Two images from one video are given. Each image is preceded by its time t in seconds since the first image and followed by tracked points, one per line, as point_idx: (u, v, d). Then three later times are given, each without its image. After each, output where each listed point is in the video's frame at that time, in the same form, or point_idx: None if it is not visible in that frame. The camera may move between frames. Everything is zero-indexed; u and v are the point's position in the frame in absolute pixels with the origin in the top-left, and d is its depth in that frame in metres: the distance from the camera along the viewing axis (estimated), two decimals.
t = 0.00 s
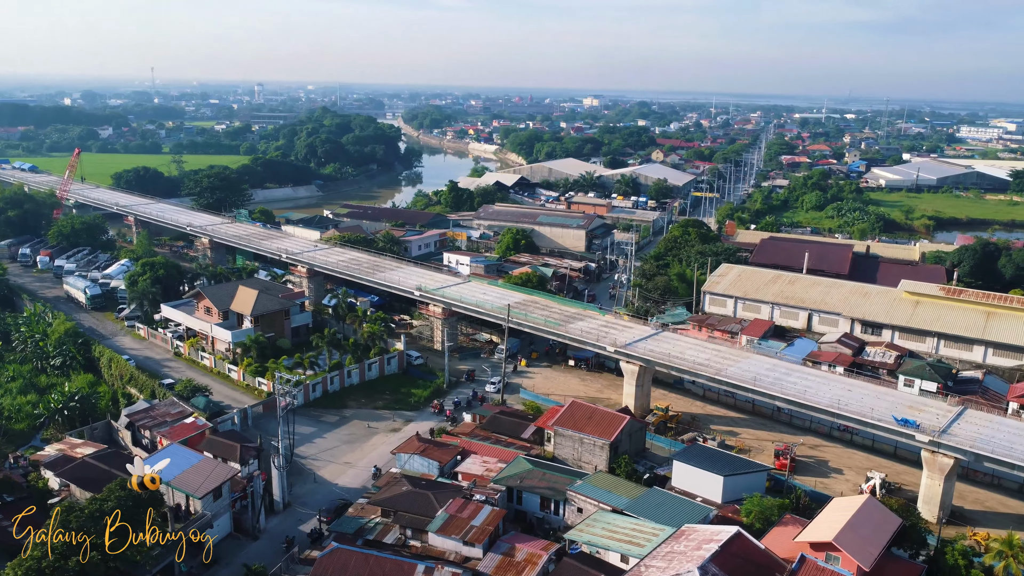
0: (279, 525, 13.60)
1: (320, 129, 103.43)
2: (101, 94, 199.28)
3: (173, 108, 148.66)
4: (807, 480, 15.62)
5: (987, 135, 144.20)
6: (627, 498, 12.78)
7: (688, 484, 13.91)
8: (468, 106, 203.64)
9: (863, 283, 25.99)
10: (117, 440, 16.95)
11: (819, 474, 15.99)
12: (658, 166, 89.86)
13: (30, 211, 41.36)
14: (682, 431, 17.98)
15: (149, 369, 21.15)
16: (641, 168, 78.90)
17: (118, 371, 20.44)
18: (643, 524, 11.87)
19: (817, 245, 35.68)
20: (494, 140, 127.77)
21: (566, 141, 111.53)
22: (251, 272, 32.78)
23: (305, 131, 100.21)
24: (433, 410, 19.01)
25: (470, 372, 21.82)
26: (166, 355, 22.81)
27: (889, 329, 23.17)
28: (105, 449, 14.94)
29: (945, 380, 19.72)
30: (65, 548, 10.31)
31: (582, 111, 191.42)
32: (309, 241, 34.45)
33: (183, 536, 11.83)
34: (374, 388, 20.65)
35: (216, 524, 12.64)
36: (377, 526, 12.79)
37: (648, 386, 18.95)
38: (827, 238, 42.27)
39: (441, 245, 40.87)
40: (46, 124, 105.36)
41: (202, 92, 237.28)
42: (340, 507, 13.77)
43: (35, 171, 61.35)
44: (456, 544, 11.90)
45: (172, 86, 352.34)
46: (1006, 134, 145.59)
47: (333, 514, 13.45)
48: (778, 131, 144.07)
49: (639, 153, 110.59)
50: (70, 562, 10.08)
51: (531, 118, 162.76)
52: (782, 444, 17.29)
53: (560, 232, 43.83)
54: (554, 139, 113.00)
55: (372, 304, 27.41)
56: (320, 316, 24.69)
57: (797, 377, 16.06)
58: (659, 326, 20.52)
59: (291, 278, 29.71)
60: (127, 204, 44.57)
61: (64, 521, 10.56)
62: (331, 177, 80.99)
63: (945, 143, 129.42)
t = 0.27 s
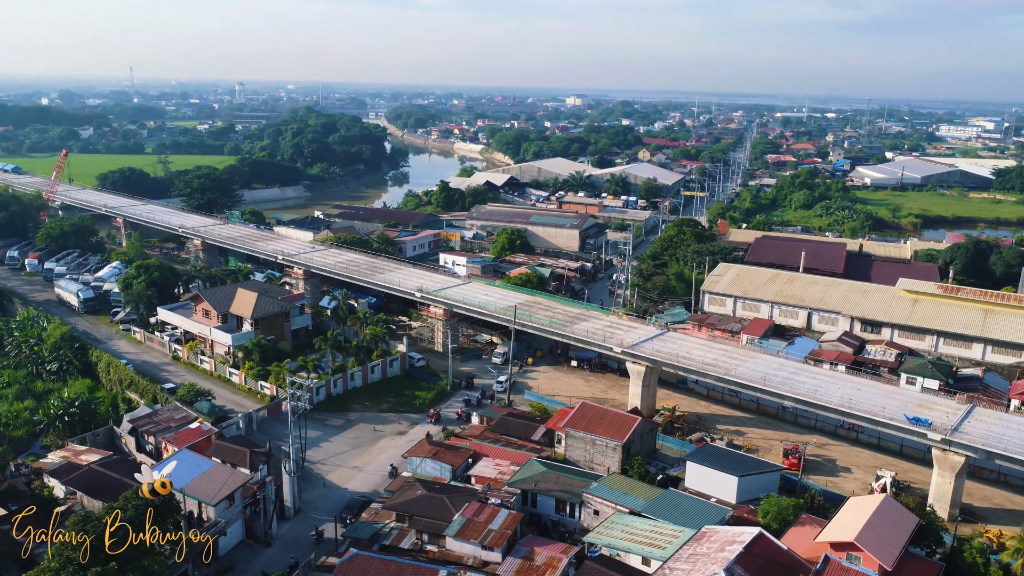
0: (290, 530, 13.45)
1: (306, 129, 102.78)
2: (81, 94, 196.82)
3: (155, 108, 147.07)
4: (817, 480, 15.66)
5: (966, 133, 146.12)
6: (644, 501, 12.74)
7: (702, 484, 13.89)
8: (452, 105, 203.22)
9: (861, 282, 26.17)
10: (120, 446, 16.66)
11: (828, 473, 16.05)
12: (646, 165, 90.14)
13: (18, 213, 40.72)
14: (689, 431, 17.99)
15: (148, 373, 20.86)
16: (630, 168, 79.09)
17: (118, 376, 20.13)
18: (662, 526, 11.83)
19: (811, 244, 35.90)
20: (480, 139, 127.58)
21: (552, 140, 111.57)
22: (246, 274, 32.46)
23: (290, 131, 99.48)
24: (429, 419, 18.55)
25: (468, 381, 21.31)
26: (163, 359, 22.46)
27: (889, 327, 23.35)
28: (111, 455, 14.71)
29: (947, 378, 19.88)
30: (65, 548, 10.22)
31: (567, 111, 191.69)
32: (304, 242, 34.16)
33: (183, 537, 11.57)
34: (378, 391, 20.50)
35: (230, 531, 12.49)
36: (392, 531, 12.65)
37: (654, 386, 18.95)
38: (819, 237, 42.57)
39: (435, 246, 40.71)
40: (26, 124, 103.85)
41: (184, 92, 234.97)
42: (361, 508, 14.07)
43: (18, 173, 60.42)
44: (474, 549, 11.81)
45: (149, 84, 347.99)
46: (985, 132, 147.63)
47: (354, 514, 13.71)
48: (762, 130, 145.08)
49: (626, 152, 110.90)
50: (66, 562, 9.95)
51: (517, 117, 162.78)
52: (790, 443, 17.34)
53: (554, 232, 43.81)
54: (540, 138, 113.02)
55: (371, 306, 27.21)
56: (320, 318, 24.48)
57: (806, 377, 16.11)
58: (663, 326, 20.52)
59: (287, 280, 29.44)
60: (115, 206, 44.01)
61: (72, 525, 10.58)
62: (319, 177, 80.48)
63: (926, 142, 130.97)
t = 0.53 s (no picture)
0: (301, 536, 13.27)
1: (289, 128, 101.97)
2: (56, 94, 193.73)
3: (133, 108, 145.06)
4: (824, 478, 15.73)
5: (944, 132, 148.19)
6: (659, 502, 12.70)
7: (713, 485, 13.89)
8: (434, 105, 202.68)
9: (856, 281, 26.40)
10: (121, 453, 16.39)
11: (834, 471, 16.14)
12: (632, 164, 90.47)
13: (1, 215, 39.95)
14: (694, 431, 18.02)
15: (145, 377, 20.53)
16: (617, 167, 79.29)
17: (114, 381, 19.80)
18: (680, 527, 11.80)
19: (802, 242, 36.18)
20: (463, 139, 127.29)
21: (536, 140, 111.62)
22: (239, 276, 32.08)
23: (272, 131, 98.58)
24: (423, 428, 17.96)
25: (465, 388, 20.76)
26: (159, 363, 22.13)
27: (886, 325, 23.58)
28: (115, 463, 14.44)
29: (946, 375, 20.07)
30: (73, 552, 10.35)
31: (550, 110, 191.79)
32: (296, 244, 33.85)
33: (183, 536, 10.98)
34: (379, 393, 20.33)
35: (241, 539, 12.28)
36: (406, 536, 12.54)
37: (658, 386, 18.96)
38: (807, 235, 42.92)
39: (427, 246, 40.55)
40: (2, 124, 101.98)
41: (162, 91, 232.12)
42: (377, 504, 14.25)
43: None
44: (491, 553, 11.73)
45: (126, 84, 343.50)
46: (961, 131, 149.80)
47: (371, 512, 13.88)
48: (744, 129, 146.19)
49: (610, 151, 111.25)
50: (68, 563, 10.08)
51: (500, 116, 162.70)
52: (794, 443, 17.41)
53: (545, 232, 43.82)
54: (524, 138, 113.04)
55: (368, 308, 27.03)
56: (317, 320, 24.24)
57: (812, 376, 16.20)
58: (665, 326, 20.55)
59: (281, 282, 29.17)
60: (101, 207, 43.36)
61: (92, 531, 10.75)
62: (304, 177, 79.84)
63: (904, 141, 132.76)
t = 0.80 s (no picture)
0: (313, 542, 13.11)
1: (271, 128, 100.96)
2: (29, 94, 190.11)
3: (110, 108, 142.76)
4: (831, 476, 15.84)
5: (921, 130, 150.26)
6: (673, 504, 12.70)
7: (725, 485, 13.92)
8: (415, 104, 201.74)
9: (850, 279, 26.66)
10: (122, 460, 16.13)
11: (840, 469, 16.25)
12: (617, 163, 90.68)
13: None
14: (699, 430, 18.07)
15: (141, 383, 20.21)
16: (603, 166, 79.37)
17: (111, 388, 19.47)
18: (697, 529, 11.80)
19: (792, 241, 36.47)
20: (446, 138, 126.84)
21: (520, 139, 111.45)
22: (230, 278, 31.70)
23: (254, 130, 97.50)
24: (419, 440, 17.41)
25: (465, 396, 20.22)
26: (155, 368, 21.79)
27: (882, 323, 23.82)
28: (118, 471, 14.21)
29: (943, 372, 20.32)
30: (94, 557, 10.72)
31: (532, 109, 191.62)
32: (288, 245, 33.51)
33: (184, 536, 10.77)
34: (381, 397, 20.17)
35: (253, 547, 12.09)
36: (421, 541, 12.43)
37: (662, 386, 18.98)
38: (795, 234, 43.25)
39: (419, 247, 40.37)
40: None
41: (138, 91, 228.88)
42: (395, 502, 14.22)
43: None
44: (508, 558, 11.67)
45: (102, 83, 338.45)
46: (937, 129, 152.00)
47: (388, 509, 13.90)
48: (725, 128, 147.09)
49: (594, 151, 111.38)
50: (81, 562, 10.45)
51: (483, 115, 162.37)
52: (798, 441, 17.52)
53: (536, 232, 43.80)
54: (508, 137, 112.90)
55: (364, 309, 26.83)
56: (314, 323, 24.00)
57: (818, 375, 16.30)
58: (666, 326, 20.58)
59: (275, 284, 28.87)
60: (85, 209, 42.63)
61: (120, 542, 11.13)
62: (288, 177, 79.08)
63: (883, 139, 134.28)
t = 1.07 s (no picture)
0: (325, 548, 12.98)
1: (253, 129, 99.92)
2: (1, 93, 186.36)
3: (86, 108, 140.43)
4: (838, 475, 15.92)
5: (898, 129, 152.20)
6: (689, 505, 12.68)
7: (736, 486, 13.92)
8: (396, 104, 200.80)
9: (844, 278, 26.89)
10: (124, 468, 15.85)
11: (846, 467, 16.35)
12: (601, 163, 90.84)
13: None
14: (704, 430, 18.10)
15: (138, 388, 19.87)
16: (589, 166, 79.43)
17: (108, 394, 19.14)
18: (714, 531, 11.80)
19: (783, 240, 36.71)
20: (429, 138, 126.33)
21: (503, 139, 111.25)
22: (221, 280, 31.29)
23: (236, 130, 96.41)
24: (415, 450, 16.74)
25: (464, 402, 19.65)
26: (150, 373, 21.41)
27: (878, 322, 24.05)
28: (124, 480, 13.96)
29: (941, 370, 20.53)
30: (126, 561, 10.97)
31: (513, 109, 191.42)
32: (280, 247, 33.17)
33: (183, 536, 10.57)
34: (382, 400, 20.00)
35: (267, 556, 11.90)
36: (435, 547, 12.31)
37: (665, 386, 18.99)
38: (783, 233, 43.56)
39: (410, 248, 40.16)
40: None
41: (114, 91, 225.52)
42: (409, 504, 14.24)
43: None
44: (526, 562, 11.60)
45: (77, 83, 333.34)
46: (913, 128, 154.07)
47: (402, 510, 13.94)
48: (707, 128, 147.92)
49: (579, 150, 111.47)
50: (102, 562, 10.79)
51: (465, 115, 162.00)
52: (803, 440, 17.61)
53: (526, 233, 43.75)
54: (492, 137, 112.71)
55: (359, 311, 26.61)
56: (311, 325, 23.76)
57: (823, 374, 16.39)
58: (668, 326, 20.61)
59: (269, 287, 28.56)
60: (69, 212, 41.91)
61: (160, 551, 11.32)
62: (272, 178, 78.27)
63: (862, 139, 135.80)
